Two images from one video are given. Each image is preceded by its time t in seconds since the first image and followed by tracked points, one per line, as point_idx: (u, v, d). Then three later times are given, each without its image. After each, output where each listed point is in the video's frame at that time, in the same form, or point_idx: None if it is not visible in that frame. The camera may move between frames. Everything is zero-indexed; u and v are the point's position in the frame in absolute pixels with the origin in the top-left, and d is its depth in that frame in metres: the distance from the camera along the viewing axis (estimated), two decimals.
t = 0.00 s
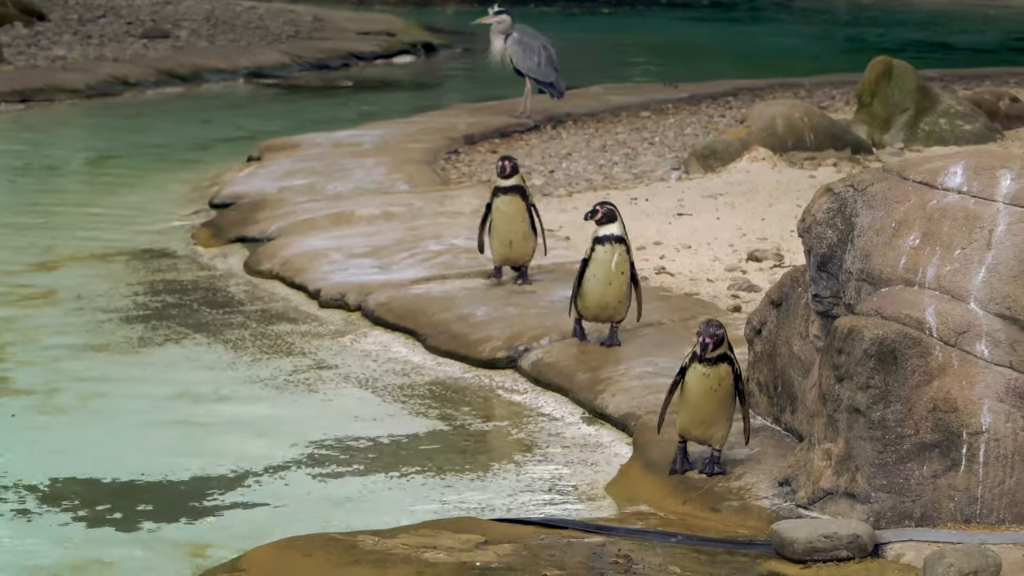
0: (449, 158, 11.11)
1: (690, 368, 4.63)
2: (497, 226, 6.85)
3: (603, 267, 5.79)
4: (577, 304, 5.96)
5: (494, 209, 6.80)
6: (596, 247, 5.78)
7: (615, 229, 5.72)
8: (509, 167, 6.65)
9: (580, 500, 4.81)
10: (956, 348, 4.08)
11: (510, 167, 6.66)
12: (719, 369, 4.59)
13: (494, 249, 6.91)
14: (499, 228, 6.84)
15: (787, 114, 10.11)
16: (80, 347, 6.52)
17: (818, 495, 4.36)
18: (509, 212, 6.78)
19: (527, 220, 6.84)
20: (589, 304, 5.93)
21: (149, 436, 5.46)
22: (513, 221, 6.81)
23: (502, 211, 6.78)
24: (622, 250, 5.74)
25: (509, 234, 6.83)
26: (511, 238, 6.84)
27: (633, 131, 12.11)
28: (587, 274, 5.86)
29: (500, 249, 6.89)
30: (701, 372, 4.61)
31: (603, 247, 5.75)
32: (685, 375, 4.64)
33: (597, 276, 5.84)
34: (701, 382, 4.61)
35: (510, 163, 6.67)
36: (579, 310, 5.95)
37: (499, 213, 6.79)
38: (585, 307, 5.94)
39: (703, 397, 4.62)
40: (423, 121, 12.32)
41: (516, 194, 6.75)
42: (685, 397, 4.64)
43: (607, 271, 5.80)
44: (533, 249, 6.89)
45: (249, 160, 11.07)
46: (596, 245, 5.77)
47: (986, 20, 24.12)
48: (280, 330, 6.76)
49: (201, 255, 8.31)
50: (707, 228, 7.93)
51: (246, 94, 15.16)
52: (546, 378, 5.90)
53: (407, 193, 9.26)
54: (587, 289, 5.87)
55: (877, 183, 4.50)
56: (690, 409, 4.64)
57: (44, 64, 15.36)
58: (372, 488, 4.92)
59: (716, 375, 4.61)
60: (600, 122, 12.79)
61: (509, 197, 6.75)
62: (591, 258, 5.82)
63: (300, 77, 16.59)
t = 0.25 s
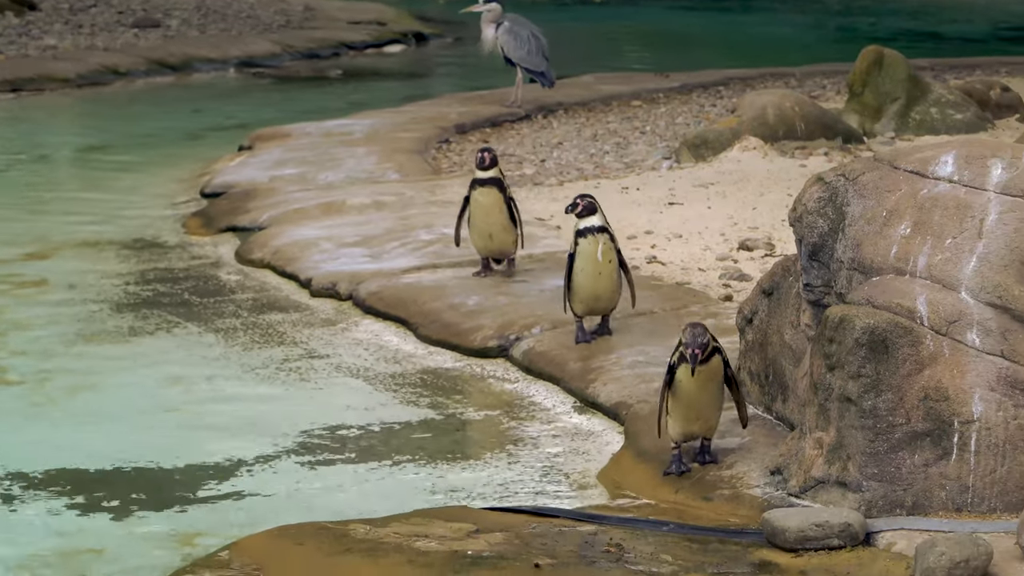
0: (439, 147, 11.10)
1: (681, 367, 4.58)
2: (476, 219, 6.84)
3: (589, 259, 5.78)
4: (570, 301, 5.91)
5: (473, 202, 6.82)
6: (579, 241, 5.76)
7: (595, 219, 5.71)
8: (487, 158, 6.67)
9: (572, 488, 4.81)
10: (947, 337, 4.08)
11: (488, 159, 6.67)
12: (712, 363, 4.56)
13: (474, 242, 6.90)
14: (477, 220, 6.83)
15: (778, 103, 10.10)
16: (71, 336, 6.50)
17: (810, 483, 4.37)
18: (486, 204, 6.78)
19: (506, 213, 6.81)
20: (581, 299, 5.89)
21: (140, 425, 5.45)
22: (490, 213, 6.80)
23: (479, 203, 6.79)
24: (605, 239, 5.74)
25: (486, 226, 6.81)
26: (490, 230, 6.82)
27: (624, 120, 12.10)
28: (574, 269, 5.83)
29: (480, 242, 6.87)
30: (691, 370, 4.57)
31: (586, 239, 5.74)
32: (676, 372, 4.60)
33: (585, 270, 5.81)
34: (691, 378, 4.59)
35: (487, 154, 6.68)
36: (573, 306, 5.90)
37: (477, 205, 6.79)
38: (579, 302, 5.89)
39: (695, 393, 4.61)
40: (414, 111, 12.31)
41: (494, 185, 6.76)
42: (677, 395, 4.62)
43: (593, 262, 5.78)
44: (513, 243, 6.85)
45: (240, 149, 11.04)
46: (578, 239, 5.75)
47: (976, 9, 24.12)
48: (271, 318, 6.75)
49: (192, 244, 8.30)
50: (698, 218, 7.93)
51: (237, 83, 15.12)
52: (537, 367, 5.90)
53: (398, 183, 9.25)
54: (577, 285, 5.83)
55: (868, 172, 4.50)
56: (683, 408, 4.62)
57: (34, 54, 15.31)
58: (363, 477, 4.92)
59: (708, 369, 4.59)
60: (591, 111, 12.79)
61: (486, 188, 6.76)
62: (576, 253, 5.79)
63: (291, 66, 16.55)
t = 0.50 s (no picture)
0: (432, 135, 11.08)
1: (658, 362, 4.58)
2: (467, 205, 6.83)
3: (580, 251, 5.71)
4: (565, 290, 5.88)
5: (465, 187, 6.79)
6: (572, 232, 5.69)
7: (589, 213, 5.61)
8: (479, 145, 6.60)
9: (564, 476, 4.81)
10: (939, 324, 4.08)
11: (480, 145, 6.60)
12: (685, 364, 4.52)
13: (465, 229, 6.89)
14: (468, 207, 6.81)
15: (771, 91, 10.09)
16: (63, 323, 6.49)
17: (802, 470, 4.37)
18: (476, 191, 6.75)
19: (496, 202, 6.79)
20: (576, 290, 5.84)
21: (132, 413, 5.44)
22: (480, 201, 6.78)
23: (470, 190, 6.77)
24: (598, 232, 5.65)
25: (476, 215, 6.80)
26: (479, 218, 6.80)
27: (617, 107, 12.09)
28: (568, 259, 5.78)
29: (471, 229, 6.86)
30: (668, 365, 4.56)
31: (579, 231, 5.66)
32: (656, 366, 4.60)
33: (578, 261, 5.75)
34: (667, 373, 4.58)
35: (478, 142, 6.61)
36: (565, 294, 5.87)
37: (468, 191, 6.77)
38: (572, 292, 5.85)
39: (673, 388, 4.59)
40: (407, 98, 12.29)
41: (486, 173, 6.71)
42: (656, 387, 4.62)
43: (585, 254, 5.71)
44: (502, 233, 6.82)
45: (233, 137, 11.02)
46: (572, 230, 5.69)
47: None
48: (264, 306, 6.75)
49: (185, 231, 8.28)
50: (691, 205, 7.93)
51: (229, 71, 15.08)
52: (530, 354, 5.90)
53: (391, 170, 9.24)
54: (569, 275, 5.78)
55: (860, 159, 4.50)
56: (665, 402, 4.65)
57: (26, 41, 15.26)
58: (356, 465, 4.91)
59: (683, 368, 4.55)
60: (584, 98, 12.77)
61: (477, 176, 6.72)
62: (569, 244, 5.73)
63: (283, 53, 16.52)
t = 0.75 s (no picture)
0: (423, 121, 11.06)
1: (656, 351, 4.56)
2: (447, 197, 6.79)
3: (598, 244, 5.65)
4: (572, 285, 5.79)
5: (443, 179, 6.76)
6: (589, 226, 5.65)
7: (609, 205, 5.60)
8: (453, 133, 6.63)
9: (554, 462, 4.80)
10: (930, 311, 4.08)
11: (454, 134, 6.63)
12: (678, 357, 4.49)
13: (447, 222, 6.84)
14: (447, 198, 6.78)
15: (761, 77, 10.07)
16: (54, 309, 6.47)
17: (793, 457, 4.37)
18: (455, 182, 6.72)
19: (476, 190, 6.75)
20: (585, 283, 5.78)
21: (123, 398, 5.43)
22: (459, 191, 6.74)
23: (448, 181, 6.73)
24: (616, 225, 5.63)
25: (457, 205, 6.76)
26: (460, 208, 6.76)
27: (608, 94, 12.08)
28: (581, 253, 5.71)
29: (452, 222, 6.81)
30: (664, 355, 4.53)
31: (598, 224, 5.62)
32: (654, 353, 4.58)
33: (593, 254, 5.69)
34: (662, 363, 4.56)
35: (453, 130, 6.64)
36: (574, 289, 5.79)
37: (446, 182, 6.73)
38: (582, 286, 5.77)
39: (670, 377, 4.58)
40: (397, 84, 12.26)
41: (464, 164, 6.69)
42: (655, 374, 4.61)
43: (603, 247, 5.66)
44: (485, 222, 6.78)
45: (223, 123, 10.98)
46: (590, 223, 5.63)
47: None
48: (254, 292, 6.73)
49: (175, 217, 8.26)
50: (682, 191, 7.93)
51: (219, 57, 15.04)
52: (520, 341, 5.89)
53: (381, 157, 9.22)
54: (585, 268, 5.71)
55: (851, 146, 4.49)
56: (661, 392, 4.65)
57: (16, 27, 15.20)
58: (347, 451, 4.90)
59: (678, 360, 4.53)
60: (575, 85, 12.76)
61: (454, 166, 6.69)
62: (585, 237, 5.67)
63: (274, 40, 16.47)
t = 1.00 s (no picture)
0: (416, 112, 11.05)
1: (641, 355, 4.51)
2: (441, 187, 6.77)
3: (593, 241, 5.54)
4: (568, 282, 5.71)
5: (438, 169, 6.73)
6: (583, 223, 5.51)
7: (603, 202, 5.46)
8: (452, 125, 6.59)
9: (547, 453, 4.80)
10: (923, 302, 4.07)
11: (453, 125, 6.60)
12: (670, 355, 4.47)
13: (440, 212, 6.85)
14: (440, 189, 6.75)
15: (755, 69, 10.06)
16: (47, 300, 6.46)
17: (785, 449, 4.38)
18: (450, 173, 6.69)
19: (471, 183, 6.72)
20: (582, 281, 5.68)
21: (115, 389, 5.42)
22: (453, 183, 6.72)
23: (443, 172, 6.71)
24: (611, 222, 5.50)
25: (449, 197, 6.75)
26: (452, 200, 6.75)
27: (601, 85, 12.07)
28: (577, 250, 5.60)
29: (444, 212, 6.81)
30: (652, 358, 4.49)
31: (592, 222, 5.48)
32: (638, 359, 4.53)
33: (589, 252, 5.58)
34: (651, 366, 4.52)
35: (453, 121, 6.59)
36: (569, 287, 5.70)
37: (441, 173, 6.71)
38: (578, 285, 5.69)
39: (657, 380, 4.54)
40: (391, 75, 12.24)
41: (460, 156, 6.66)
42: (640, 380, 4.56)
43: (598, 245, 5.55)
44: (477, 216, 6.75)
45: (216, 113, 10.96)
46: (584, 220, 5.50)
47: None
48: (247, 283, 6.72)
49: (169, 208, 8.24)
50: (675, 182, 7.93)
51: (213, 47, 15.00)
52: (513, 332, 5.88)
53: (375, 147, 9.21)
54: (580, 267, 5.61)
55: (844, 137, 4.49)
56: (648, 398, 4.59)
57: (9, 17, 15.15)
58: (340, 442, 4.90)
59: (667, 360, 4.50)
60: (568, 76, 12.75)
61: (450, 157, 6.66)
62: (580, 234, 5.55)
63: (267, 30, 16.43)
